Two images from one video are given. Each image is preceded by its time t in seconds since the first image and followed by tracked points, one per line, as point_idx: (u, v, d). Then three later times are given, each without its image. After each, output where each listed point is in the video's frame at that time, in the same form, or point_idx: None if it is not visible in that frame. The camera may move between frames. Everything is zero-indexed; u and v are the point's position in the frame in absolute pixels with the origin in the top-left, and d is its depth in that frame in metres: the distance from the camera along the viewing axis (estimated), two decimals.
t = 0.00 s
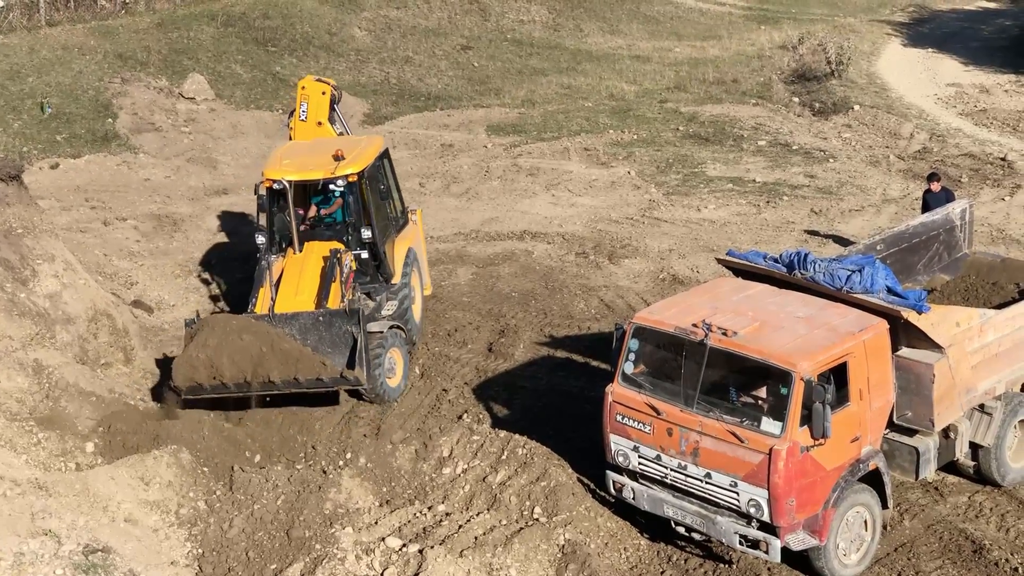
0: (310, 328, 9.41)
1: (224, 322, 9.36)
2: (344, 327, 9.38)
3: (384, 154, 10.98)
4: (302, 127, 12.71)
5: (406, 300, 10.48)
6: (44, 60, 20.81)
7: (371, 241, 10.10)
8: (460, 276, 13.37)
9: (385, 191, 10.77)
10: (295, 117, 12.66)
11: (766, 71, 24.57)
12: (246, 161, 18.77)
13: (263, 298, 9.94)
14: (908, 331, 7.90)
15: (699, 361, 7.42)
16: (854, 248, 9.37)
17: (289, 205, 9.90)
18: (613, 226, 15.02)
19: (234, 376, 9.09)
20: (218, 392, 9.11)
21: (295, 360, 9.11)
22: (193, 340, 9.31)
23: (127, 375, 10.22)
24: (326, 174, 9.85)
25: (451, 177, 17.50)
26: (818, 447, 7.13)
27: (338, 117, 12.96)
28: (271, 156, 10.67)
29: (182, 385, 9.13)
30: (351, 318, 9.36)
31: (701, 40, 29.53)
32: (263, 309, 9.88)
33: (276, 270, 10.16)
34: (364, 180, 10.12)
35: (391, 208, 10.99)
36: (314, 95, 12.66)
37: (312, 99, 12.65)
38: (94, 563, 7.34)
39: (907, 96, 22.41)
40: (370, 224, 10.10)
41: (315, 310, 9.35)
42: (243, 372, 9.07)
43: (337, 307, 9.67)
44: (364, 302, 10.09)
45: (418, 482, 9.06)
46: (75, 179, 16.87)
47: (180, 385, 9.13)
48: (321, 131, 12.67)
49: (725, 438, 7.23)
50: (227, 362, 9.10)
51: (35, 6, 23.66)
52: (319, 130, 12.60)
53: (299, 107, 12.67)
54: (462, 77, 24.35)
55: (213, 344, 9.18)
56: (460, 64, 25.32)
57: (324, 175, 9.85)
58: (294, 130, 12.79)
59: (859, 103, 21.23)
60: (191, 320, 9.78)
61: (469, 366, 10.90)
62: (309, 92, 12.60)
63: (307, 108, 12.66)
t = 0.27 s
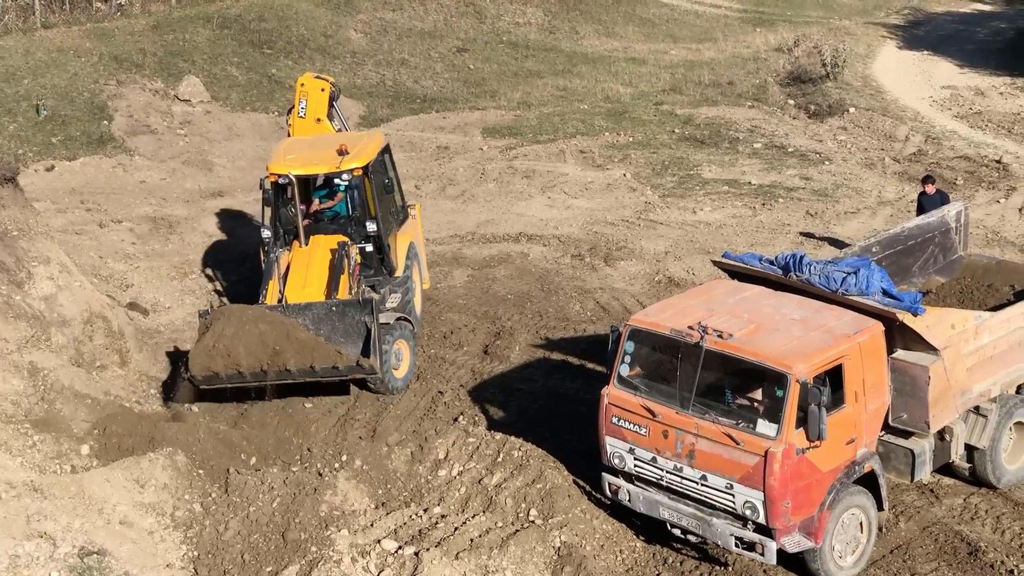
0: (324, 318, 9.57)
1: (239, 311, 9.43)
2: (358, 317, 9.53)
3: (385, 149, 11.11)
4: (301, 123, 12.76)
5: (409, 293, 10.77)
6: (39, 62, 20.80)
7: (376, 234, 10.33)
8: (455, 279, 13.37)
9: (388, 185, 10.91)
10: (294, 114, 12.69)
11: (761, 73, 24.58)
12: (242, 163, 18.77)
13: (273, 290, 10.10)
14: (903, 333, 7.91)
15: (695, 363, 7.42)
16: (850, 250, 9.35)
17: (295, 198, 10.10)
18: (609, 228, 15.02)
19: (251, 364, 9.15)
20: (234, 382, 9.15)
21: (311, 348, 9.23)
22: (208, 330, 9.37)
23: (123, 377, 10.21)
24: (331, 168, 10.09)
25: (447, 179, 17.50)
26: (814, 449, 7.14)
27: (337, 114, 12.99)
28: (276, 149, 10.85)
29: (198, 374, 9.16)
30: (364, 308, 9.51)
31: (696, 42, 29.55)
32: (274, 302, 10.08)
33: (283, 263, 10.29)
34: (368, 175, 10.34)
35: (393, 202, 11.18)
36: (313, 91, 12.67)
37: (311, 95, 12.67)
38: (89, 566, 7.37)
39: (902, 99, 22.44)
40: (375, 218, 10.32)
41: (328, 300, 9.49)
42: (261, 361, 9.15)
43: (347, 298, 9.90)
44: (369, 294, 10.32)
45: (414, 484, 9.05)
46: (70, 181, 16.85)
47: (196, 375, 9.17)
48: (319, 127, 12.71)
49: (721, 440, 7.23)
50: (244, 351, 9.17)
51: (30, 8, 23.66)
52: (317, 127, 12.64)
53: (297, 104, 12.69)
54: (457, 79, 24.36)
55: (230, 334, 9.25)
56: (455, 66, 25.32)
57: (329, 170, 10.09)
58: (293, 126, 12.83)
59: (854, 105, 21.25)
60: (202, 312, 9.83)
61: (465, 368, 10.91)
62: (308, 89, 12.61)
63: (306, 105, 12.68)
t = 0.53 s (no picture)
0: (341, 310, 9.67)
1: (259, 305, 9.50)
2: (375, 308, 9.67)
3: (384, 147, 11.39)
4: (295, 123, 12.77)
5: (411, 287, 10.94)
6: (36, 64, 20.80)
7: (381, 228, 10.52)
8: (451, 281, 13.37)
9: (389, 182, 11.17)
10: (288, 113, 12.71)
11: (757, 75, 24.61)
12: (238, 165, 18.77)
13: (285, 283, 10.12)
14: (898, 335, 7.91)
15: (691, 365, 7.42)
16: (846, 253, 9.37)
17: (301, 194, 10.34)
18: (605, 230, 15.03)
19: (274, 357, 9.23)
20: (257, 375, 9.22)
21: (333, 340, 9.37)
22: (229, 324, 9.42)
23: (119, 379, 10.21)
24: (335, 163, 10.31)
25: (443, 181, 17.51)
26: (810, 451, 7.14)
27: (330, 114, 13.06)
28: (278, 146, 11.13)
29: (222, 369, 9.20)
30: (381, 299, 9.65)
31: (693, 44, 29.58)
32: (287, 296, 10.07)
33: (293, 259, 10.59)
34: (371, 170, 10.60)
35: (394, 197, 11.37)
36: (308, 91, 12.73)
37: (305, 95, 12.72)
38: (85, 567, 7.32)
39: (898, 101, 22.46)
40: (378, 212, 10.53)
41: (346, 292, 9.60)
42: (284, 354, 9.24)
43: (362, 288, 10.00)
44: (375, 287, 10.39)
45: (410, 486, 9.04)
46: (66, 183, 16.85)
47: (220, 369, 9.20)
48: (314, 126, 12.72)
49: (717, 442, 7.23)
50: (267, 344, 9.25)
51: (26, 10, 23.67)
52: (312, 125, 12.64)
53: (292, 103, 12.72)
54: (454, 81, 24.37)
55: (252, 328, 9.31)
56: (452, 68, 25.33)
57: (333, 164, 10.31)
58: (287, 126, 12.84)
59: (850, 107, 21.28)
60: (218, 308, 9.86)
61: (461, 370, 10.90)
62: (303, 89, 12.67)
63: (300, 104, 12.72)
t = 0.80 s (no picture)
0: (361, 297, 10.08)
1: (283, 295, 9.86)
2: (394, 294, 10.13)
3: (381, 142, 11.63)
4: (288, 123, 12.91)
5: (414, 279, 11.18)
6: (34, 65, 20.81)
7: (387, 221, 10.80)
8: (449, 283, 13.37)
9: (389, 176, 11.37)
10: (280, 114, 12.85)
11: (755, 79, 24.62)
12: (236, 166, 18.77)
13: (298, 276, 10.61)
14: (896, 338, 7.90)
15: (689, 368, 7.42)
16: (844, 256, 9.39)
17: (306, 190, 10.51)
18: (602, 233, 15.03)
19: (300, 345, 9.52)
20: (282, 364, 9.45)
21: (357, 326, 9.74)
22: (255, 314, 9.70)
23: (116, 380, 10.22)
24: (339, 159, 10.53)
25: (441, 183, 17.51)
26: (807, 454, 7.14)
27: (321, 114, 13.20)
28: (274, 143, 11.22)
29: (249, 357, 9.44)
30: (400, 285, 10.14)
31: (691, 47, 29.61)
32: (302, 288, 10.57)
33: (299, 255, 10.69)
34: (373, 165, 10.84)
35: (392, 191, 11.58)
36: (300, 91, 12.86)
37: (298, 95, 12.85)
38: (82, 569, 7.34)
39: (896, 104, 22.47)
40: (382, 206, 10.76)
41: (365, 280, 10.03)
42: (310, 342, 9.55)
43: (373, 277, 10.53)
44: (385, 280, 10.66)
45: (407, 488, 9.04)
46: (64, 184, 16.87)
47: (246, 359, 9.43)
48: (306, 126, 12.89)
49: (714, 445, 7.23)
50: (294, 332, 9.57)
51: (25, 12, 23.68)
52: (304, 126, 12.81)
53: (284, 104, 12.85)
54: (452, 83, 24.38)
55: (278, 317, 9.63)
56: (450, 70, 25.34)
57: (337, 160, 10.52)
58: (279, 126, 12.98)
59: (848, 111, 21.29)
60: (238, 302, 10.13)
61: (459, 372, 10.90)
62: (295, 89, 12.81)
63: (292, 104, 12.86)
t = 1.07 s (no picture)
0: (381, 285, 10.60)
1: (308, 284, 10.28)
2: (413, 282, 10.70)
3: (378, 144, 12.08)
4: (280, 127, 13.02)
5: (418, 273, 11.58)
6: (34, 68, 20.83)
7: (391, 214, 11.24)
8: (448, 287, 13.37)
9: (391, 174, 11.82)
10: (273, 118, 12.97)
11: (755, 84, 24.62)
12: (236, 170, 18.77)
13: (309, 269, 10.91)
14: (895, 344, 7.90)
15: (687, 373, 7.42)
16: (843, 261, 9.38)
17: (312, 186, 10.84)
18: (601, 238, 15.03)
19: (328, 331, 9.92)
20: (308, 351, 9.78)
21: (382, 311, 10.19)
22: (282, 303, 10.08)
23: (115, 383, 10.21)
24: (343, 155, 11.00)
25: (441, 188, 17.50)
26: (806, 459, 7.14)
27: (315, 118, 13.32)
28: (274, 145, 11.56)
29: (278, 344, 9.79)
30: (419, 272, 10.71)
31: (691, 52, 29.63)
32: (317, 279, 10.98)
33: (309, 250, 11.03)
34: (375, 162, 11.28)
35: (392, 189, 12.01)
36: (292, 95, 13.02)
37: (290, 99, 13.00)
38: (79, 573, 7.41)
39: (895, 110, 22.48)
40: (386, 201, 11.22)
41: (386, 267, 10.57)
42: (338, 327, 9.97)
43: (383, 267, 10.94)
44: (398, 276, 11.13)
45: (405, 492, 9.04)
46: (64, 188, 16.88)
47: (275, 345, 9.77)
48: (298, 130, 13.03)
49: (713, 450, 7.22)
50: (321, 318, 9.99)
51: (25, 14, 23.71)
52: (297, 129, 12.95)
53: (276, 108, 12.99)
54: (452, 87, 24.39)
55: (305, 305, 10.03)
56: (450, 75, 25.35)
57: (342, 157, 10.99)
58: (272, 131, 13.09)
59: (848, 116, 21.29)
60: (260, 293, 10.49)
61: (457, 376, 10.90)
62: (287, 93, 12.97)
63: (284, 109, 13.00)
